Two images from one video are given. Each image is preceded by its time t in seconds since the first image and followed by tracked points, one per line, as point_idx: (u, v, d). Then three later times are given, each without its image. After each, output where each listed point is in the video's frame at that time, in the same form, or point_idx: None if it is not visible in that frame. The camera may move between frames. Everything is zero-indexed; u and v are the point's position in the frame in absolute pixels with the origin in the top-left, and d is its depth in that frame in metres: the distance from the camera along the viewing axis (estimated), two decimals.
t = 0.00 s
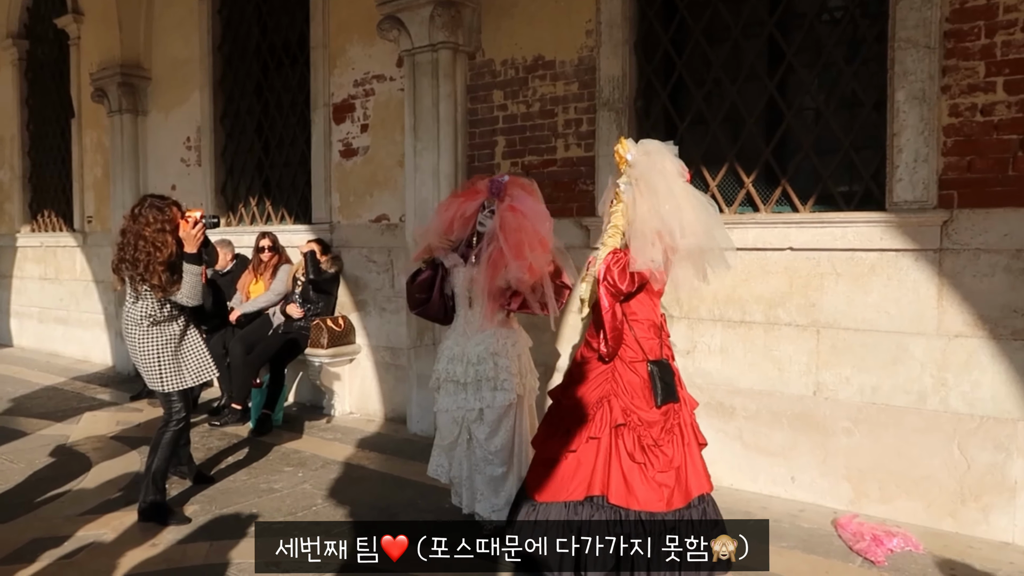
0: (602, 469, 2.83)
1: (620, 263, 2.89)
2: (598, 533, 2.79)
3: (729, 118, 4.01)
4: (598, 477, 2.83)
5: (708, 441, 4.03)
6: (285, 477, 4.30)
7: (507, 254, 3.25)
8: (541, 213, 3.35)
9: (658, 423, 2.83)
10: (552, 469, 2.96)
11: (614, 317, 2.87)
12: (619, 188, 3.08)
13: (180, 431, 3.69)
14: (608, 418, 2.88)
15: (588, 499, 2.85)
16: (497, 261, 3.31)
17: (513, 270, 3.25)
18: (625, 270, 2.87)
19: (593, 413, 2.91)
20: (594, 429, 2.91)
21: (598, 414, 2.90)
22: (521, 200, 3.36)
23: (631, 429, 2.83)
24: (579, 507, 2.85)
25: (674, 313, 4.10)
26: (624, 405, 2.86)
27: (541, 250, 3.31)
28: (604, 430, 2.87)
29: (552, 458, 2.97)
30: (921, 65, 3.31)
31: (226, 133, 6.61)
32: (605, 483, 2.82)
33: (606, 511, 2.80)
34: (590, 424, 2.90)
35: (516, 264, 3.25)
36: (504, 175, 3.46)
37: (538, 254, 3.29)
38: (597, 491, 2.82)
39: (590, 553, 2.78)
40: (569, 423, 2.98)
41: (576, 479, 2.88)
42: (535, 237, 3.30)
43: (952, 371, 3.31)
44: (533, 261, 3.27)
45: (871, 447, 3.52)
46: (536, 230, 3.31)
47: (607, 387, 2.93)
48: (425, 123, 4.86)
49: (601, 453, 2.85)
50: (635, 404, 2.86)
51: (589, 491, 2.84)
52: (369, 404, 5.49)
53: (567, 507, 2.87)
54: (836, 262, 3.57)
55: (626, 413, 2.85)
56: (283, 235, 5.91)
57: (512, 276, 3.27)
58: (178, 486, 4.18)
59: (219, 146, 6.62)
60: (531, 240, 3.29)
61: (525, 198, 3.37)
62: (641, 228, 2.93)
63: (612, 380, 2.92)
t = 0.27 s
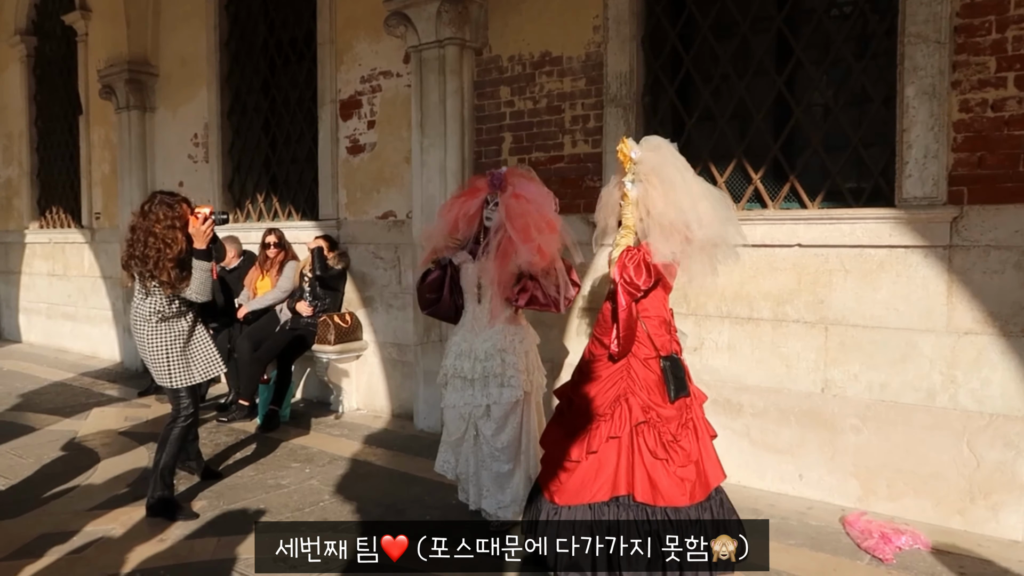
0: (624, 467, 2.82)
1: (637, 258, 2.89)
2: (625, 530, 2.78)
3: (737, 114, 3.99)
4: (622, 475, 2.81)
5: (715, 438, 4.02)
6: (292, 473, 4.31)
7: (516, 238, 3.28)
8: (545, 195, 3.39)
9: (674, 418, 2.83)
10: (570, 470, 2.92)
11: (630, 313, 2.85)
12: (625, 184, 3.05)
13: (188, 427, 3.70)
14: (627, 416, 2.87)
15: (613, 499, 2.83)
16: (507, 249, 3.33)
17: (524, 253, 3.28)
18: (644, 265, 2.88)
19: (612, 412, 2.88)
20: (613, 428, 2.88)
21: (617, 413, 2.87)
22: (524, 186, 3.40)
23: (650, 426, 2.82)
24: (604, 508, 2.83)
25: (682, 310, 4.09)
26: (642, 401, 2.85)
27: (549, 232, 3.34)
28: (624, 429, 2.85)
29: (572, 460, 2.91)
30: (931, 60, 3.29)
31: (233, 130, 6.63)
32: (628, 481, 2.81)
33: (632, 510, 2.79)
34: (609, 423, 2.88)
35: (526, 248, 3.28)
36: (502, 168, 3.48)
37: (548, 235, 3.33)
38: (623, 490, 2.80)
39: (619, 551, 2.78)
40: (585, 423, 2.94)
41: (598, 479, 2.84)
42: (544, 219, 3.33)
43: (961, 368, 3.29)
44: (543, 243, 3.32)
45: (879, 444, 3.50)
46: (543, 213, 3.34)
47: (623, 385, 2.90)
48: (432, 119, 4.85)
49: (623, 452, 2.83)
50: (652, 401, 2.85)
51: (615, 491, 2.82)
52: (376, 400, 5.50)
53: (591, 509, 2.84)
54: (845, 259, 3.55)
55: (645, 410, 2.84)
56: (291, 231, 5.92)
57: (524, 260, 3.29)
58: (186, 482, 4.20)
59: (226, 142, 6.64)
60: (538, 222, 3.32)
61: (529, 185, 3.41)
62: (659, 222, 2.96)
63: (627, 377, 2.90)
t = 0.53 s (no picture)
0: (627, 464, 2.83)
1: (639, 255, 2.87)
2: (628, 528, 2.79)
3: (741, 111, 3.99)
4: (625, 473, 2.83)
5: (718, 435, 4.02)
6: (296, 469, 4.32)
7: (520, 230, 3.30)
8: (544, 186, 3.42)
9: (677, 416, 2.83)
10: (573, 467, 2.94)
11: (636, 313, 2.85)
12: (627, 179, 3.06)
13: (192, 424, 3.71)
14: (630, 413, 2.88)
15: (616, 496, 2.85)
16: (512, 242, 3.34)
17: (528, 246, 3.31)
18: (646, 260, 2.85)
19: (615, 409, 2.90)
20: (616, 425, 2.89)
21: (620, 411, 2.89)
22: (523, 179, 3.41)
23: (653, 423, 2.82)
24: (606, 505, 2.85)
25: (686, 307, 4.08)
26: (645, 399, 2.85)
27: (551, 223, 3.37)
28: (627, 427, 2.86)
29: (575, 458, 2.93)
30: (936, 56, 3.28)
31: (237, 127, 6.64)
32: (630, 478, 2.83)
33: (634, 507, 2.81)
34: (612, 419, 2.89)
35: (530, 241, 3.31)
36: (498, 164, 3.48)
37: (551, 225, 3.36)
38: (625, 488, 2.83)
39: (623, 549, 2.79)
40: (588, 420, 2.96)
41: (601, 476, 2.86)
42: (545, 210, 3.36)
43: (966, 365, 3.29)
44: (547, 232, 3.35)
45: (883, 442, 3.50)
46: (544, 205, 3.37)
47: (626, 383, 2.91)
48: (436, 116, 4.85)
49: (626, 450, 2.85)
50: (655, 398, 2.85)
51: (617, 488, 2.84)
52: (379, 397, 5.51)
53: (594, 506, 2.86)
54: (849, 255, 3.55)
55: (648, 408, 2.84)
56: (295, 228, 5.93)
57: (531, 251, 3.31)
58: (190, 478, 4.21)
59: (230, 139, 6.64)
60: (540, 214, 3.35)
61: (528, 178, 3.44)
62: (664, 212, 2.95)
63: (631, 375, 2.91)
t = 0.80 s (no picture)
0: (616, 460, 2.85)
1: (630, 258, 2.84)
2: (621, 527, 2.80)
3: (739, 108, 3.99)
4: (615, 470, 2.84)
5: (716, 432, 4.02)
6: (294, 466, 4.32)
7: (514, 229, 3.30)
8: (540, 184, 3.41)
9: (670, 414, 2.82)
10: (565, 462, 2.97)
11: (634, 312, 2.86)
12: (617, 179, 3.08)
13: (189, 421, 3.71)
14: (622, 409, 2.88)
15: (605, 492, 2.87)
16: (507, 240, 3.35)
17: (523, 244, 3.30)
18: (639, 260, 2.83)
19: (607, 406, 2.91)
20: (607, 421, 2.90)
21: (612, 407, 2.90)
22: (519, 177, 3.42)
23: (644, 420, 2.83)
24: (595, 500, 2.87)
25: (683, 304, 4.08)
26: (637, 396, 2.86)
27: (547, 221, 3.36)
28: (618, 423, 2.87)
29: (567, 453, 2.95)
30: (934, 53, 3.28)
31: (235, 123, 6.63)
32: (620, 474, 2.84)
33: (623, 504, 2.82)
34: (603, 416, 2.90)
35: (524, 238, 3.30)
36: (495, 161, 3.50)
37: (546, 222, 3.34)
38: (614, 485, 2.84)
39: (617, 547, 2.80)
40: (581, 416, 2.98)
41: (591, 472, 2.88)
42: (540, 208, 3.35)
43: (962, 362, 3.30)
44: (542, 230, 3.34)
45: (880, 438, 3.51)
46: (541, 203, 3.36)
47: (619, 379, 2.92)
48: (433, 113, 4.84)
49: (616, 446, 2.86)
50: (647, 396, 2.85)
51: (607, 485, 2.85)
52: (377, 394, 5.51)
53: (584, 502, 2.88)
54: (846, 252, 3.55)
55: (640, 405, 2.85)
56: (292, 225, 5.92)
57: (525, 249, 3.31)
58: (188, 475, 4.21)
59: (227, 136, 6.63)
60: (536, 212, 3.34)
61: (524, 176, 3.43)
62: (654, 212, 2.97)
63: (624, 371, 2.92)
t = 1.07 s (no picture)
0: (614, 459, 2.85)
1: (627, 258, 2.83)
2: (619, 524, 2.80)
3: (737, 106, 3.99)
4: (612, 469, 2.85)
5: (714, 430, 4.03)
6: (292, 464, 4.32)
7: (517, 228, 3.30)
8: (542, 182, 3.42)
9: (667, 412, 2.82)
10: (564, 461, 2.97)
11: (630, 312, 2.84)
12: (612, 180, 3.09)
13: (188, 420, 3.71)
14: (619, 408, 2.88)
15: (603, 491, 2.87)
16: (509, 239, 3.35)
17: (526, 242, 3.30)
18: (636, 260, 2.82)
19: (604, 405, 2.91)
20: (605, 420, 2.90)
21: (609, 406, 2.90)
22: (521, 175, 3.42)
23: (641, 419, 2.83)
24: (593, 499, 2.87)
25: (682, 302, 4.08)
26: (634, 395, 2.86)
27: (551, 220, 3.37)
28: (615, 422, 2.87)
29: (565, 452, 2.96)
30: (932, 52, 3.28)
31: (233, 121, 6.62)
32: (617, 474, 2.84)
33: (621, 503, 2.82)
34: (600, 415, 2.91)
35: (528, 237, 3.30)
36: (497, 160, 3.50)
37: (548, 221, 3.35)
38: (611, 484, 2.84)
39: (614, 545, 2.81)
40: (579, 415, 2.98)
41: (588, 471, 2.89)
42: (543, 206, 3.35)
43: (961, 360, 3.30)
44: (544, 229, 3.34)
45: (878, 436, 3.51)
46: (544, 201, 3.37)
47: (616, 378, 2.92)
48: (432, 111, 4.84)
49: (613, 445, 2.86)
50: (644, 394, 2.85)
51: (603, 483, 2.86)
52: (375, 392, 5.52)
53: (582, 501, 2.89)
54: (845, 251, 3.55)
55: (637, 404, 2.85)
56: (290, 223, 5.92)
57: (527, 248, 3.31)
58: (186, 472, 4.21)
59: (225, 133, 6.63)
60: (538, 211, 3.34)
61: (526, 174, 3.43)
62: (650, 209, 2.97)
63: (620, 370, 2.92)
